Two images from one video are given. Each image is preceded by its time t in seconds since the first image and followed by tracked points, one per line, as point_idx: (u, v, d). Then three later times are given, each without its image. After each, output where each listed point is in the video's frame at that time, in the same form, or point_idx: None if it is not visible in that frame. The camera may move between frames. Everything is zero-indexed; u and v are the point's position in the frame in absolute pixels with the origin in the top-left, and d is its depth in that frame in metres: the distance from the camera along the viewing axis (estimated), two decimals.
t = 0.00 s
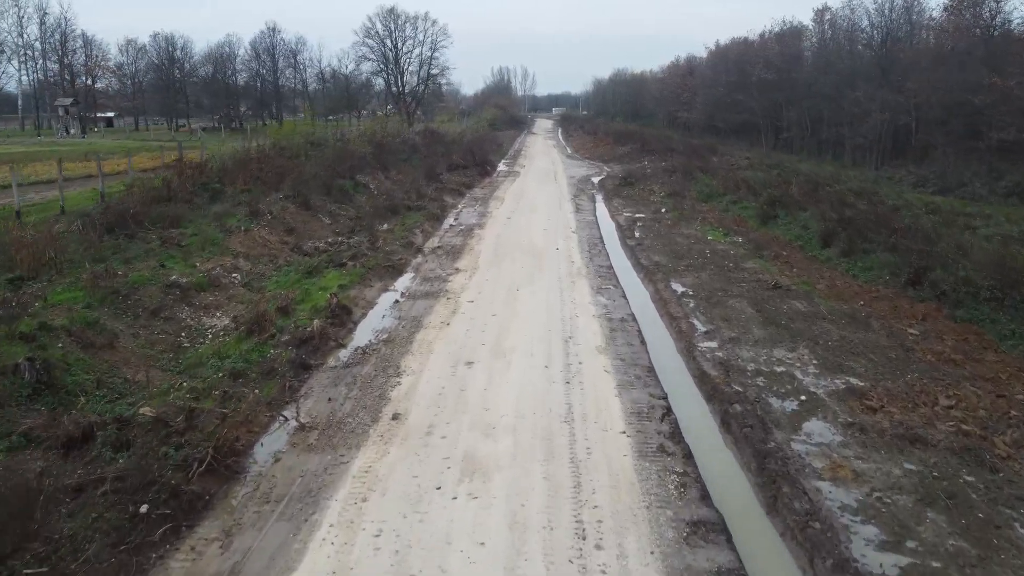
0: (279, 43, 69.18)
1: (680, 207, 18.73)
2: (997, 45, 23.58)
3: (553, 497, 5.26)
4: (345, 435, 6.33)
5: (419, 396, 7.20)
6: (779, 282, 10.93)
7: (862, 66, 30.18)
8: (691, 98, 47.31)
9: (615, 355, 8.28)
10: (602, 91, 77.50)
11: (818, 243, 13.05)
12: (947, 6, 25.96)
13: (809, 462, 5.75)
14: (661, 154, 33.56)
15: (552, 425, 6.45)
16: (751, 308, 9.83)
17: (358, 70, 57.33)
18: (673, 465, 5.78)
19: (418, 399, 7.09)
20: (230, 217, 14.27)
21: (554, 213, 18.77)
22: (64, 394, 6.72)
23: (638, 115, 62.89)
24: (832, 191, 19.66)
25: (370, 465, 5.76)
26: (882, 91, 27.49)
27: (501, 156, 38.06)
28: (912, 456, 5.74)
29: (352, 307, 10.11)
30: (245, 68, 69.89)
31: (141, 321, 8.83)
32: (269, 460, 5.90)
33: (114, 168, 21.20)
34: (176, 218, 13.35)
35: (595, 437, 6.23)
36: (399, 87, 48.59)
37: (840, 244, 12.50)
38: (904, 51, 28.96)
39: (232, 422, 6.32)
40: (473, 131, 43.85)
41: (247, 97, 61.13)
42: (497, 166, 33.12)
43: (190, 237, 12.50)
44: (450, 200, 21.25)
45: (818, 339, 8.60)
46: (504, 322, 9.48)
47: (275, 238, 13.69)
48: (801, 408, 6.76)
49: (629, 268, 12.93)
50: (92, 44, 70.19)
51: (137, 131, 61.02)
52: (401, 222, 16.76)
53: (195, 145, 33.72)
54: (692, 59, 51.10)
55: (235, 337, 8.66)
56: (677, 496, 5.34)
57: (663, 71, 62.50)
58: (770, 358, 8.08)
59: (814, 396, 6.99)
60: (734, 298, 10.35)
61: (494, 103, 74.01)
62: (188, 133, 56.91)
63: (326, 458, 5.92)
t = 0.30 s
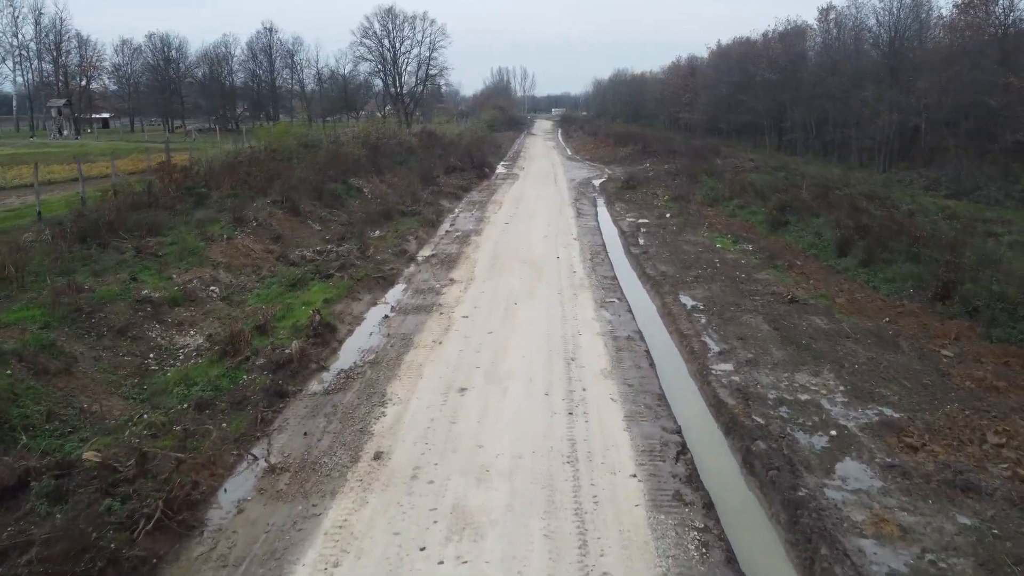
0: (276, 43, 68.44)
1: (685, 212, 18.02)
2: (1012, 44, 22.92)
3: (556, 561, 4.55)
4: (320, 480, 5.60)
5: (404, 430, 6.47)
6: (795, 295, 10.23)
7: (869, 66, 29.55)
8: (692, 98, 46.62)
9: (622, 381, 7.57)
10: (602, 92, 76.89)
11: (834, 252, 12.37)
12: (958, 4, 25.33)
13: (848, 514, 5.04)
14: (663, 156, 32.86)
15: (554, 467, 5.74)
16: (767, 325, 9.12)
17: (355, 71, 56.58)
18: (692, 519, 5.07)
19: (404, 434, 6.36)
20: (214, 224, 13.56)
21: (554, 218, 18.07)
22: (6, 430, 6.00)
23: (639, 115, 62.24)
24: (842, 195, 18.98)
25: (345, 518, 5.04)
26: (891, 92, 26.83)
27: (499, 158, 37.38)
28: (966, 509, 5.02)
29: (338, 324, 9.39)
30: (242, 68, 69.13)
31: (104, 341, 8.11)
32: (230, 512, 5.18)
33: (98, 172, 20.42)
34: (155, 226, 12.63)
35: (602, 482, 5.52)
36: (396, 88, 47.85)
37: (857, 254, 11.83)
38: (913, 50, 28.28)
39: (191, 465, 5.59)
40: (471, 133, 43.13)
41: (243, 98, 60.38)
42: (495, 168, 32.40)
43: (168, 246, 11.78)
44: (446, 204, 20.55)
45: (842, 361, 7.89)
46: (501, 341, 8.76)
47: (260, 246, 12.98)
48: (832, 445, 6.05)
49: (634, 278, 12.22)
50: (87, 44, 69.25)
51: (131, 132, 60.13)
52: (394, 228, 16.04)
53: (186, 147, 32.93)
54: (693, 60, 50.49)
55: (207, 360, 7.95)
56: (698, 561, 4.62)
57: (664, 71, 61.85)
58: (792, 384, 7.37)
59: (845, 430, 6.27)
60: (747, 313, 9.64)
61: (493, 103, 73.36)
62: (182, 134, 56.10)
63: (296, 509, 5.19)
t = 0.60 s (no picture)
0: (273, 43, 67.71)
1: (691, 217, 17.33)
2: None
3: None
4: (287, 538, 4.87)
5: (387, 472, 5.75)
6: (814, 311, 9.51)
7: (877, 66, 28.88)
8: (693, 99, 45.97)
9: (630, 412, 6.84)
10: (602, 93, 76.32)
11: (851, 262, 11.68)
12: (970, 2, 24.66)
13: None
14: (665, 157, 32.16)
15: (556, 520, 5.02)
16: (787, 345, 8.39)
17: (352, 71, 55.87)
18: None
19: (387, 478, 5.63)
20: (194, 232, 12.84)
21: (554, 223, 17.36)
22: None
23: (639, 115, 61.64)
24: (854, 199, 18.30)
25: None
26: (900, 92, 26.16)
27: (498, 160, 36.70)
28: None
29: (321, 344, 8.67)
30: (238, 69, 68.39)
31: (60, 366, 7.38)
32: None
33: (81, 174, 19.68)
34: (132, 234, 11.91)
35: (612, 541, 4.81)
36: (394, 88, 47.15)
37: (877, 265, 11.14)
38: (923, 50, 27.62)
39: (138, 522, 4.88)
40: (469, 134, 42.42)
41: (239, 98, 59.63)
42: (494, 170, 31.70)
43: (144, 257, 11.07)
44: (443, 208, 19.84)
45: (873, 388, 7.16)
46: (497, 364, 8.04)
47: (243, 256, 12.26)
48: (872, 494, 5.33)
49: (639, 290, 11.50)
50: (81, 43, 68.39)
51: (125, 132, 59.30)
52: (387, 235, 15.32)
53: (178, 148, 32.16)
54: (695, 60, 49.85)
55: (172, 387, 7.22)
56: None
57: (665, 71, 61.23)
58: (820, 416, 6.64)
59: (886, 475, 5.56)
60: (765, 332, 8.93)
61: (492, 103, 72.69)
62: (177, 135, 55.33)
63: None
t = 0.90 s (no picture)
0: (270, 43, 66.94)
1: (698, 223, 16.62)
2: None
3: None
4: None
5: (365, 528, 5.02)
6: (838, 330, 8.78)
7: (886, 65, 28.17)
8: (695, 99, 45.31)
9: (641, 451, 6.11)
10: (602, 93, 75.71)
11: (872, 275, 10.96)
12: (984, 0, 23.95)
13: None
14: (668, 160, 31.45)
15: None
16: (810, 370, 7.66)
17: (349, 71, 55.11)
18: None
19: (364, 537, 4.90)
20: (173, 241, 12.12)
21: (554, 229, 16.64)
22: None
23: (639, 116, 61.02)
24: (866, 204, 17.62)
25: None
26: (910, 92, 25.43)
27: (497, 161, 35.99)
28: None
29: (301, 368, 7.93)
30: (235, 69, 67.57)
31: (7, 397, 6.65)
32: None
33: (63, 177, 18.93)
34: (105, 244, 11.17)
35: None
36: (392, 89, 46.42)
37: (901, 277, 10.43)
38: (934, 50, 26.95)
39: None
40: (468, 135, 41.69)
41: (235, 98, 58.81)
42: (492, 172, 31.00)
43: (115, 269, 10.33)
44: (439, 213, 19.12)
45: (911, 421, 6.44)
46: (493, 392, 7.31)
47: (224, 266, 11.53)
48: (928, 558, 4.60)
49: (646, 304, 10.77)
50: (76, 43, 67.55)
51: (120, 133, 58.44)
52: (380, 242, 14.60)
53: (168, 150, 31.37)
54: (696, 60, 49.19)
55: (130, 421, 6.48)
56: None
57: (665, 71, 60.60)
58: (856, 457, 5.91)
59: (940, 534, 4.83)
60: (785, 353, 8.20)
61: (492, 104, 72.03)
62: (172, 136, 54.50)
63: None
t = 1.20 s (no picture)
0: (267, 43, 66.15)
1: (705, 229, 15.89)
2: None
3: None
4: None
5: None
6: (866, 352, 8.04)
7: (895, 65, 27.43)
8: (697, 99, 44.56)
9: (656, 501, 5.39)
10: (602, 93, 74.97)
11: (896, 289, 10.22)
12: None
13: None
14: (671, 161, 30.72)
15: None
16: (840, 399, 6.92)
17: (347, 70, 54.34)
18: None
19: None
20: (150, 250, 11.38)
21: (555, 235, 15.89)
22: None
23: (639, 115, 60.32)
24: (879, 209, 16.91)
25: None
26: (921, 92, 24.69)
27: (496, 162, 35.24)
28: None
29: (277, 396, 7.19)
30: (231, 68, 66.79)
31: None
32: None
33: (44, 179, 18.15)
34: (74, 254, 10.44)
35: None
36: (389, 89, 45.66)
37: (928, 291, 9.70)
38: (945, 49, 26.22)
39: None
40: (467, 135, 40.93)
41: (231, 98, 58.02)
42: (491, 174, 30.28)
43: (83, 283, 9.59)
44: (435, 218, 18.39)
45: (960, 463, 5.70)
46: (489, 426, 6.57)
47: (202, 278, 10.79)
48: None
49: (654, 319, 10.04)
50: (71, 43, 66.77)
51: (114, 134, 57.61)
52: (371, 250, 13.88)
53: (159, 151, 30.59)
54: (698, 60, 48.44)
55: (77, 462, 5.75)
56: None
57: (666, 71, 59.86)
58: (902, 508, 5.17)
59: None
60: (810, 379, 7.47)
61: (492, 104, 71.32)
62: (166, 136, 53.70)
63: None
